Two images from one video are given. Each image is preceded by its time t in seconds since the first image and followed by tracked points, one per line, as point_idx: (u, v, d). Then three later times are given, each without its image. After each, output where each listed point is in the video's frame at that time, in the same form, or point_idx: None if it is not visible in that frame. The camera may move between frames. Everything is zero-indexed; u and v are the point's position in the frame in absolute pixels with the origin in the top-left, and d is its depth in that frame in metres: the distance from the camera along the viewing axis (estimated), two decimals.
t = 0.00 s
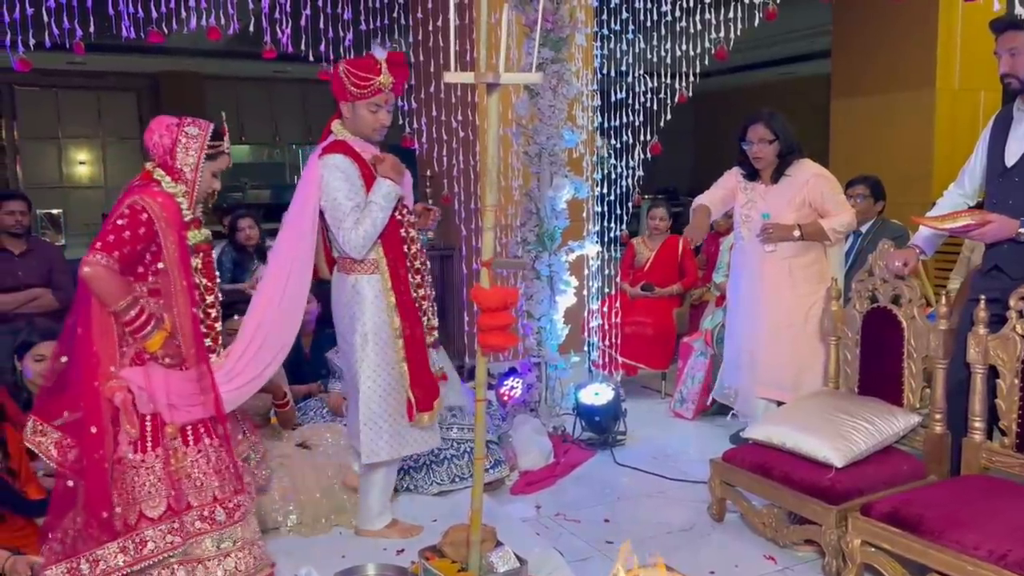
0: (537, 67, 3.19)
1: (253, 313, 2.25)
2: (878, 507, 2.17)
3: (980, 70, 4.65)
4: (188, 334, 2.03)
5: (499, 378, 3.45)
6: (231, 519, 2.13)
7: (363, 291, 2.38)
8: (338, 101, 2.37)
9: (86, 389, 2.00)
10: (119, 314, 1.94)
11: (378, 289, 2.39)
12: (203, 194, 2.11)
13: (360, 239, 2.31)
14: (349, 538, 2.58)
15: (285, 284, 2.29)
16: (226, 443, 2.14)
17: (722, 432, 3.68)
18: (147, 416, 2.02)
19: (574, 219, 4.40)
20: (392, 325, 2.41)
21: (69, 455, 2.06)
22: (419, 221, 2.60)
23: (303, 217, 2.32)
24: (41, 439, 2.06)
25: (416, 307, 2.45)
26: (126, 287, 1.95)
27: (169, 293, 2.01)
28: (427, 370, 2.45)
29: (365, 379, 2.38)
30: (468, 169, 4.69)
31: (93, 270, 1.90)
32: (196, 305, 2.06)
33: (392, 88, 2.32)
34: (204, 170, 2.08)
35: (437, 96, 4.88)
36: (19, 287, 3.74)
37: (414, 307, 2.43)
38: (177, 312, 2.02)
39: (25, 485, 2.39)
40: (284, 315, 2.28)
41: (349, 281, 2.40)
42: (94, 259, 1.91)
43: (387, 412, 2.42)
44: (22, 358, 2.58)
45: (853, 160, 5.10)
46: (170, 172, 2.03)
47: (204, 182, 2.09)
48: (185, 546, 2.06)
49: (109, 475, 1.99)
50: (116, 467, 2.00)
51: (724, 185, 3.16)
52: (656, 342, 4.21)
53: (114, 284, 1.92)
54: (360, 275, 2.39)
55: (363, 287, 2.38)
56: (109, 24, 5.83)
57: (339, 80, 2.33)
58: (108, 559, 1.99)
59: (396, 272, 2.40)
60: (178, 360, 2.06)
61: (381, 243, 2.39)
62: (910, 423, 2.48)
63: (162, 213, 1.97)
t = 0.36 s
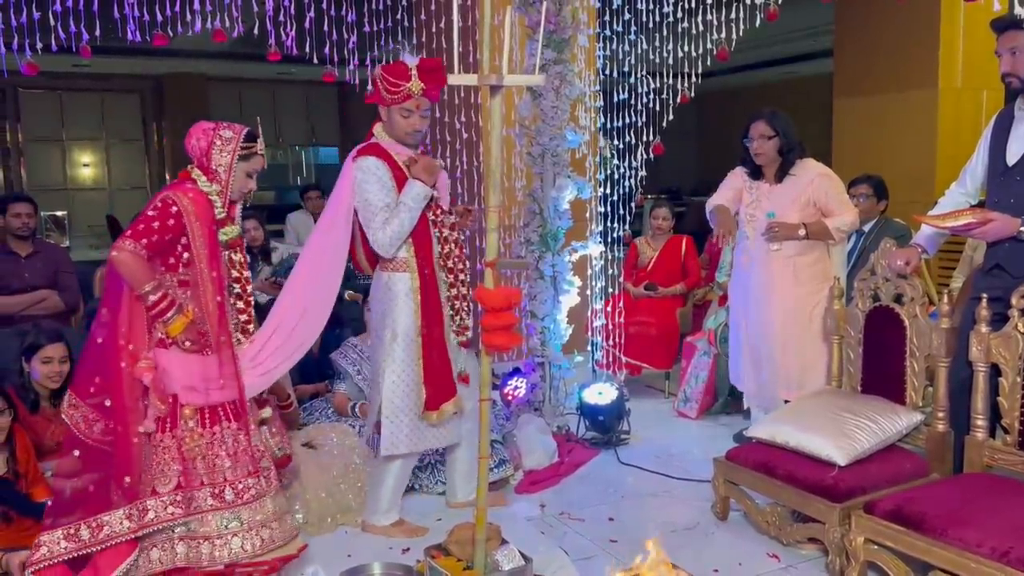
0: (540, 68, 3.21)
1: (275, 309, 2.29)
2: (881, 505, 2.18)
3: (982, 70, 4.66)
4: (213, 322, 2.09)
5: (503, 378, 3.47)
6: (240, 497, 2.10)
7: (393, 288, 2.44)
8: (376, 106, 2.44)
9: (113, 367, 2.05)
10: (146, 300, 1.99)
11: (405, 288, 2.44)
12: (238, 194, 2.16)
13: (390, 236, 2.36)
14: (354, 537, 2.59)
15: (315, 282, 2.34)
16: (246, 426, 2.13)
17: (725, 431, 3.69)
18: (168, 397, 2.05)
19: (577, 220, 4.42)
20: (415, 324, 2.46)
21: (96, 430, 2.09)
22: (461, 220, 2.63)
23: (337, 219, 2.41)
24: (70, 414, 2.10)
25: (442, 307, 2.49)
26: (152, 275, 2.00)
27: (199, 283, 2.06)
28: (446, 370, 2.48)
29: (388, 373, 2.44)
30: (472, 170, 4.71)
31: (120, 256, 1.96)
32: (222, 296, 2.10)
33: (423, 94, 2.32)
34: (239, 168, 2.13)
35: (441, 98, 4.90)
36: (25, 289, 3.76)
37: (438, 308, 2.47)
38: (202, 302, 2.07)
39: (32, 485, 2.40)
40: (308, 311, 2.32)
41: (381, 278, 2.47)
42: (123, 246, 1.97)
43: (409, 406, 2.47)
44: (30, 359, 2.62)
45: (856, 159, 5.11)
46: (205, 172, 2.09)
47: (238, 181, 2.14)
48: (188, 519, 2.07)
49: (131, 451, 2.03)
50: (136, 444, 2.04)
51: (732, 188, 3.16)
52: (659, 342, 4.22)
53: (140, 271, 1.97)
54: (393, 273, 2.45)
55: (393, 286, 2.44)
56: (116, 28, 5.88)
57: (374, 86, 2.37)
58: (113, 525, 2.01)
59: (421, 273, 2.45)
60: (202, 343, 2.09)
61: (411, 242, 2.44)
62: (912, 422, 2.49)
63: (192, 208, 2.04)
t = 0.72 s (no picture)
0: (539, 66, 3.24)
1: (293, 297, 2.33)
2: (877, 497, 2.22)
3: (975, 67, 4.69)
4: (239, 317, 2.17)
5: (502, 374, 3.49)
6: (264, 489, 2.20)
7: (433, 283, 2.56)
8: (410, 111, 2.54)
9: (142, 360, 2.14)
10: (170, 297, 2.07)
11: (440, 282, 2.55)
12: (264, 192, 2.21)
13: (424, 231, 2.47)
14: (356, 531, 2.62)
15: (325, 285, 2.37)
16: (271, 419, 2.23)
17: (723, 426, 3.72)
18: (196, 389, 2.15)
19: (575, 217, 4.45)
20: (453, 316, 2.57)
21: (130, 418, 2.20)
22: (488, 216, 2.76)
23: (351, 227, 2.43)
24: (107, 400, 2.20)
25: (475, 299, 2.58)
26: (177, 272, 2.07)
27: (225, 281, 2.14)
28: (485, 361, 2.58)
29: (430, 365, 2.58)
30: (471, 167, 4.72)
31: (146, 255, 2.03)
32: (248, 293, 2.17)
33: (448, 95, 2.44)
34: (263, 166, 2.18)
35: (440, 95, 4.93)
36: (25, 287, 3.77)
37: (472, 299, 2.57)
38: (228, 298, 2.15)
39: (35, 482, 2.40)
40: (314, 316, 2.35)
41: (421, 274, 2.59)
42: (147, 246, 2.03)
43: (454, 395, 2.59)
44: (33, 357, 2.61)
45: (851, 157, 5.15)
46: (232, 170, 2.16)
47: (263, 179, 2.19)
48: (211, 508, 2.17)
49: (158, 439, 2.13)
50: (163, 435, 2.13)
51: (724, 207, 3.19)
52: (656, 338, 4.25)
53: (163, 269, 2.04)
54: (429, 268, 2.57)
55: (432, 280, 2.56)
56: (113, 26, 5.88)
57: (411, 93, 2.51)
58: (141, 504, 2.14)
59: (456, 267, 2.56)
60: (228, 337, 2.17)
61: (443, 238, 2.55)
62: (908, 416, 2.52)
63: (215, 207, 2.11)
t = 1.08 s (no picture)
0: (535, 61, 3.28)
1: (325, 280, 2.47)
2: (868, 482, 2.27)
3: (962, 62, 4.75)
4: (259, 306, 2.26)
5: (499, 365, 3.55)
6: (277, 477, 2.26)
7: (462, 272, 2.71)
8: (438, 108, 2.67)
9: (170, 350, 2.24)
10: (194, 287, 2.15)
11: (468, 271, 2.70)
12: (288, 184, 2.30)
13: (454, 215, 2.55)
14: (355, 519, 2.65)
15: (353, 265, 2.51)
16: (287, 408, 2.30)
17: (715, 417, 3.78)
18: (218, 378, 2.24)
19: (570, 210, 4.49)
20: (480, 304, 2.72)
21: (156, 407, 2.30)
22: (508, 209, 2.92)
23: (377, 216, 2.57)
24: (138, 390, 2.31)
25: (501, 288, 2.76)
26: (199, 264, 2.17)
27: (247, 272, 2.23)
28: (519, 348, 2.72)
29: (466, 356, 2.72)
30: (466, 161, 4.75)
31: (171, 248, 2.12)
32: (268, 285, 2.26)
33: (477, 90, 2.55)
34: (286, 159, 2.27)
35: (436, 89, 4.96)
36: (22, 280, 3.78)
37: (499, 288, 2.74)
38: (249, 289, 2.25)
39: (37, 473, 2.43)
40: (344, 294, 2.49)
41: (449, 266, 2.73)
42: (171, 239, 2.12)
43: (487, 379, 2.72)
44: (35, 348, 2.62)
45: (840, 151, 5.20)
46: (257, 162, 2.25)
47: (286, 172, 2.28)
48: (227, 495, 2.23)
49: (181, 423, 2.24)
50: (190, 422, 2.24)
51: (726, 209, 3.28)
52: (650, 331, 4.30)
53: (186, 260, 2.13)
54: (456, 259, 2.71)
55: (460, 271, 2.71)
56: (106, 18, 5.86)
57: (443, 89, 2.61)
58: (166, 490, 2.23)
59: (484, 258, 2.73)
60: (250, 326, 2.26)
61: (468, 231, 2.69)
62: (897, 403, 2.57)
63: (237, 200, 2.21)
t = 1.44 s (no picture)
0: (530, 55, 3.29)
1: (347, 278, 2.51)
2: (857, 471, 2.31)
3: (949, 59, 4.80)
4: (276, 295, 2.34)
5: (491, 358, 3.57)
6: (286, 463, 2.33)
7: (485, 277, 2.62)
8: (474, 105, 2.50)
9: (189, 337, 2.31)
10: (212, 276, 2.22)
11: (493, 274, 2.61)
12: (310, 175, 2.38)
13: (470, 228, 2.38)
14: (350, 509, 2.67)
15: (378, 265, 2.56)
16: (298, 396, 2.36)
17: (706, 409, 3.81)
18: (234, 365, 2.31)
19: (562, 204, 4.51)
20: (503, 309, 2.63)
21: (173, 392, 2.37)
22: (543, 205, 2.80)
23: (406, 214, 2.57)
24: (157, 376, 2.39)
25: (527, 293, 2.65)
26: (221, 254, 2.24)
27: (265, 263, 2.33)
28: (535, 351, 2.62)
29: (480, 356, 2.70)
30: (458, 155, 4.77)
31: (193, 236, 2.21)
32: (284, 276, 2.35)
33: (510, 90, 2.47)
34: (309, 152, 2.34)
35: (430, 83, 4.97)
36: (14, 272, 3.77)
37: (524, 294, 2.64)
38: (268, 278, 2.34)
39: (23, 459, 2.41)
40: (368, 290, 2.54)
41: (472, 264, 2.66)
42: (193, 228, 2.21)
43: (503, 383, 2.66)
44: (29, 340, 2.61)
45: (830, 147, 5.24)
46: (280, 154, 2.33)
47: (308, 163, 2.36)
48: (238, 479, 2.30)
49: (199, 408, 2.31)
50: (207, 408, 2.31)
51: (737, 205, 3.31)
52: (642, 324, 4.33)
53: (207, 250, 2.21)
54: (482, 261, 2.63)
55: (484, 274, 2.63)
56: (95, 8, 5.80)
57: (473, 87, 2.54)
58: (177, 477, 2.28)
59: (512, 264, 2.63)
60: (267, 315, 2.34)
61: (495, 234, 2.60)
62: (885, 395, 2.61)
63: (257, 192, 2.30)
